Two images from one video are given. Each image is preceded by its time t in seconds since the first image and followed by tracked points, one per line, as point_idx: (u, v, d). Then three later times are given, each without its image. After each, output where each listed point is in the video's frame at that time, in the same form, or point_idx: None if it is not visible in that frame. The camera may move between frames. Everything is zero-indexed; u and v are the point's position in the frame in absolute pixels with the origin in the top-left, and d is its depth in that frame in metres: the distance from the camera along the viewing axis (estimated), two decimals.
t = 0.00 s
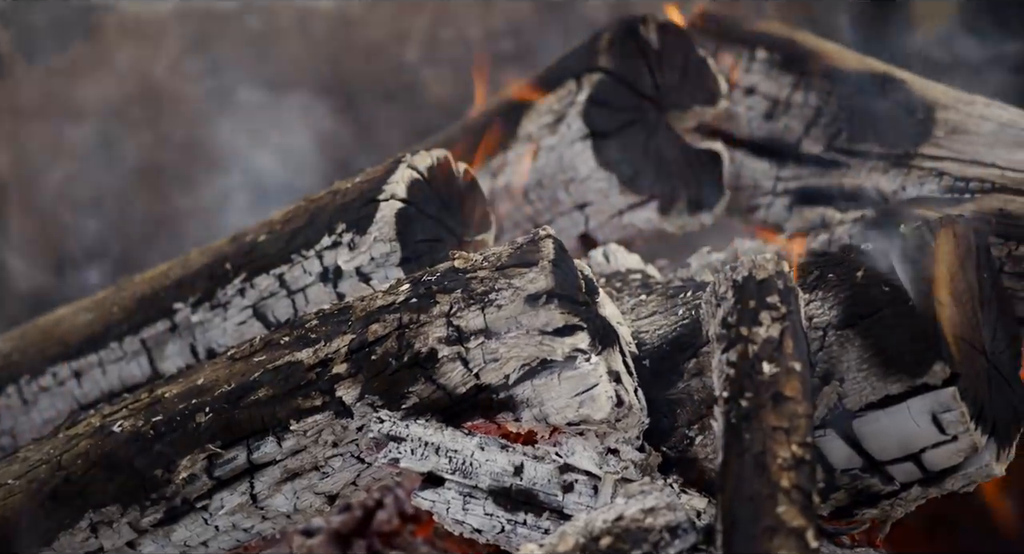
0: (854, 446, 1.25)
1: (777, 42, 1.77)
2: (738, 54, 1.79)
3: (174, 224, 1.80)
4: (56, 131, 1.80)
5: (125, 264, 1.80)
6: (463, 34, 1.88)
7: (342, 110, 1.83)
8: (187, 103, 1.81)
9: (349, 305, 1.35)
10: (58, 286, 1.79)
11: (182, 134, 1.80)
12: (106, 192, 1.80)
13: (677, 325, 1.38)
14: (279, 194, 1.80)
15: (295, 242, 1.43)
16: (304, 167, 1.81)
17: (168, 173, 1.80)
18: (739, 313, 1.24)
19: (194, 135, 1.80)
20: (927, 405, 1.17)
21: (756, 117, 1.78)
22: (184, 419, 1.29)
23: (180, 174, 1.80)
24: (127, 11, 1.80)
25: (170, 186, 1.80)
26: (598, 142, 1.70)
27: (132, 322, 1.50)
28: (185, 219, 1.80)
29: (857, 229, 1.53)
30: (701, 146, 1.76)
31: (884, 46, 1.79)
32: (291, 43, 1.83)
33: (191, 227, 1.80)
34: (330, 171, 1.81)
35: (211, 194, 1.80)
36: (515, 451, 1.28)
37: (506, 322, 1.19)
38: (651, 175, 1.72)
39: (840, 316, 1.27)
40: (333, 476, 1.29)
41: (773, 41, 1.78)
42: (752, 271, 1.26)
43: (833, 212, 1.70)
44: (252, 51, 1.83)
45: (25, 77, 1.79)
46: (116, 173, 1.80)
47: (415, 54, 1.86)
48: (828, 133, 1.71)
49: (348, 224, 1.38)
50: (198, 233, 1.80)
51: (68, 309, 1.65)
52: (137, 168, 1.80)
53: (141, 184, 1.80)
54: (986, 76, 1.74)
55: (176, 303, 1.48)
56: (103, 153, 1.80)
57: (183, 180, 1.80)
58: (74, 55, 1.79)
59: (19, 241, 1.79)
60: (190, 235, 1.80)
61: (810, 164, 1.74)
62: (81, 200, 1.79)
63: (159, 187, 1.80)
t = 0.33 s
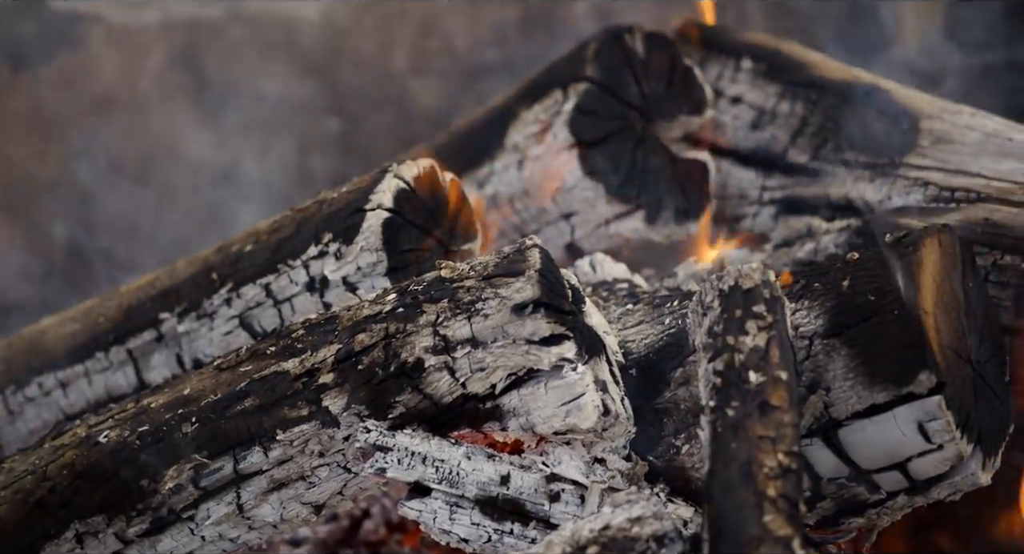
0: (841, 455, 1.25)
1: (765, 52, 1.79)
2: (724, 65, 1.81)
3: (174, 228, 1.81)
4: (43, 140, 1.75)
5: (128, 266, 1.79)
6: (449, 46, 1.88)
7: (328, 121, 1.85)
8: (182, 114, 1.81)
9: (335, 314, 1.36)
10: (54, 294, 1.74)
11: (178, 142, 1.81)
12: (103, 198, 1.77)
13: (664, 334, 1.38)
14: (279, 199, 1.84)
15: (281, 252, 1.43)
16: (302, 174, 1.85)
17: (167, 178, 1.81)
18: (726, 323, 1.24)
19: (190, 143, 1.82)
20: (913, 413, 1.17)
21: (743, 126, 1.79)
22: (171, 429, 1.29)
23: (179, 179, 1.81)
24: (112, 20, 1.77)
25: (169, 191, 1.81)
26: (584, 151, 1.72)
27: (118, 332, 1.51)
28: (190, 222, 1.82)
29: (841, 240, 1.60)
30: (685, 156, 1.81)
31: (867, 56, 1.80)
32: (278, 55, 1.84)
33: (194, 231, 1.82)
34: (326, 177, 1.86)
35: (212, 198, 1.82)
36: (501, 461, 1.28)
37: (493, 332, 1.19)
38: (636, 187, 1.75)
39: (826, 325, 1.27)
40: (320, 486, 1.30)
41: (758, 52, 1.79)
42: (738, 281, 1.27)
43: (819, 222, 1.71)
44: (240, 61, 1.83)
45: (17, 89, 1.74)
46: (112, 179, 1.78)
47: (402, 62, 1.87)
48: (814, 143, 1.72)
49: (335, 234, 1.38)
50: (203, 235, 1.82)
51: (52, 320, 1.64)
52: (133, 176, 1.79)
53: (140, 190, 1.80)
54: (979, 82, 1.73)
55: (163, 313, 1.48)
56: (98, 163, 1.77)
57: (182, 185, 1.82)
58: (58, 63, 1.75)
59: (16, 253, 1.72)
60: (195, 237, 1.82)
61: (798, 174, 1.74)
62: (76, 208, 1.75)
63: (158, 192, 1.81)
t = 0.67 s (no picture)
0: (823, 460, 1.25)
1: (748, 57, 1.81)
2: (708, 70, 1.83)
3: (152, 242, 1.68)
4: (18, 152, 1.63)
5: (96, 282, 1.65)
6: (433, 51, 1.80)
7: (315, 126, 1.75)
8: (168, 122, 1.70)
9: (320, 320, 1.37)
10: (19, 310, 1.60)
11: (162, 149, 1.69)
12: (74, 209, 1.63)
13: (648, 339, 1.38)
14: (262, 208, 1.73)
15: (266, 258, 1.45)
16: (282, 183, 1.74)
17: (146, 189, 1.68)
18: (709, 328, 1.24)
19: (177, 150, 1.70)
20: (896, 418, 1.17)
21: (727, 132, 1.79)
22: (154, 435, 1.29)
23: (159, 190, 1.68)
24: (96, 26, 1.68)
25: (154, 201, 1.68)
26: (568, 158, 1.76)
27: (102, 338, 1.51)
28: (171, 237, 1.69)
29: (825, 246, 1.62)
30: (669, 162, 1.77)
31: (854, 58, 1.82)
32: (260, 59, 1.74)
33: (177, 246, 1.69)
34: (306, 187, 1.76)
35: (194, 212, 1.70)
36: (486, 466, 1.29)
37: (477, 337, 1.19)
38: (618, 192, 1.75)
39: (809, 330, 1.27)
40: (304, 492, 1.30)
41: (743, 56, 1.82)
42: (722, 286, 1.26)
43: (803, 227, 1.68)
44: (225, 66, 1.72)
45: None
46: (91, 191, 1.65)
47: (388, 66, 1.78)
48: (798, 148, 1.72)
49: (319, 240, 1.42)
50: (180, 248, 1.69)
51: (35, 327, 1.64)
52: (110, 186, 1.66)
53: (118, 200, 1.65)
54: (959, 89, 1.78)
55: (146, 319, 1.50)
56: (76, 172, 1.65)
57: (162, 196, 1.68)
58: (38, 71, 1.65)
59: None
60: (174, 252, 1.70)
61: (782, 180, 1.72)
62: (48, 219, 1.62)
63: (133, 203, 1.67)
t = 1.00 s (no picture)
0: (810, 461, 1.25)
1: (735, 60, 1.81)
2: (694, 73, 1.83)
3: (142, 238, 1.80)
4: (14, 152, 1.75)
5: (85, 279, 1.75)
6: (420, 52, 1.92)
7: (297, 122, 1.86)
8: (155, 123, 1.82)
9: (306, 322, 1.37)
10: (14, 306, 1.72)
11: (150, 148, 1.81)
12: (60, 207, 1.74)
13: (634, 341, 1.39)
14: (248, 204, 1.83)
15: (251, 260, 1.45)
16: (268, 180, 1.84)
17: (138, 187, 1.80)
18: (695, 329, 1.24)
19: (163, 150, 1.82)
20: (882, 419, 1.16)
21: (713, 134, 1.82)
22: (140, 438, 1.29)
23: (151, 187, 1.80)
24: (82, 29, 1.79)
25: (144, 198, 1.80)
26: (555, 159, 1.73)
27: (87, 340, 1.51)
28: (162, 232, 1.81)
29: (811, 247, 1.63)
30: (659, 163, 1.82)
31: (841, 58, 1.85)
32: (246, 60, 1.86)
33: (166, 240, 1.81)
34: (294, 182, 1.86)
35: (184, 208, 1.82)
36: (472, 468, 1.28)
37: (463, 339, 1.19)
38: (604, 196, 1.76)
39: (794, 332, 1.27)
40: (290, 495, 1.29)
41: (729, 60, 1.82)
42: (708, 288, 1.26)
43: (788, 229, 1.72)
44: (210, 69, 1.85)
45: None
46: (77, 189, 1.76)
47: (370, 67, 1.89)
48: (782, 151, 1.76)
49: (305, 243, 1.41)
50: (172, 244, 1.82)
51: (21, 330, 1.64)
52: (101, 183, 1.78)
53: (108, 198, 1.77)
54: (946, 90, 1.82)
55: (132, 322, 1.49)
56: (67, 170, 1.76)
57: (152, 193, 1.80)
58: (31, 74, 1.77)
59: None
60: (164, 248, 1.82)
61: (767, 182, 1.77)
62: (37, 215, 1.73)
63: (126, 200, 1.79)
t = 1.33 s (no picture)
0: (797, 461, 1.24)
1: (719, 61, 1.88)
2: (681, 72, 1.88)
3: (125, 240, 1.85)
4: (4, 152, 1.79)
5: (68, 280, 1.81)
6: (405, 50, 2.01)
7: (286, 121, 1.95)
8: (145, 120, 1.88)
9: (293, 322, 1.37)
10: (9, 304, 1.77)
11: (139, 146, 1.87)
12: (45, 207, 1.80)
13: (621, 341, 1.39)
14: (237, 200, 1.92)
15: (238, 261, 1.45)
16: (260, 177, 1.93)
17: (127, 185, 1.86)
18: (682, 329, 1.24)
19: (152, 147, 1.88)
20: (868, 418, 1.16)
21: (700, 134, 1.84)
22: (126, 438, 1.28)
23: (138, 190, 1.87)
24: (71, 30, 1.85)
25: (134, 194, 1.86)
26: (541, 159, 1.73)
27: (74, 341, 1.51)
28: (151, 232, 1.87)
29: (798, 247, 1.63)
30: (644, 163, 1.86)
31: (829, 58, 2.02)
32: (231, 63, 1.93)
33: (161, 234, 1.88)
34: (284, 181, 1.94)
35: (168, 207, 1.88)
36: (459, 468, 1.28)
37: (450, 338, 1.19)
38: (592, 194, 1.79)
39: (780, 332, 1.27)
40: (277, 495, 1.29)
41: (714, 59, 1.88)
42: (695, 287, 1.27)
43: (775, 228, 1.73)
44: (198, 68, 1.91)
45: None
46: (57, 197, 1.81)
47: (357, 68, 1.98)
48: (769, 150, 1.77)
49: (292, 243, 1.41)
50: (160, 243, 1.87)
51: (7, 331, 1.64)
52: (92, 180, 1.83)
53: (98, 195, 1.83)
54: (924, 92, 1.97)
55: (118, 322, 1.49)
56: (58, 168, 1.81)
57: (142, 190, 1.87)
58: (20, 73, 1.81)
59: None
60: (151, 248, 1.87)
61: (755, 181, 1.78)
62: (25, 219, 1.79)
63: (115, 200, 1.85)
